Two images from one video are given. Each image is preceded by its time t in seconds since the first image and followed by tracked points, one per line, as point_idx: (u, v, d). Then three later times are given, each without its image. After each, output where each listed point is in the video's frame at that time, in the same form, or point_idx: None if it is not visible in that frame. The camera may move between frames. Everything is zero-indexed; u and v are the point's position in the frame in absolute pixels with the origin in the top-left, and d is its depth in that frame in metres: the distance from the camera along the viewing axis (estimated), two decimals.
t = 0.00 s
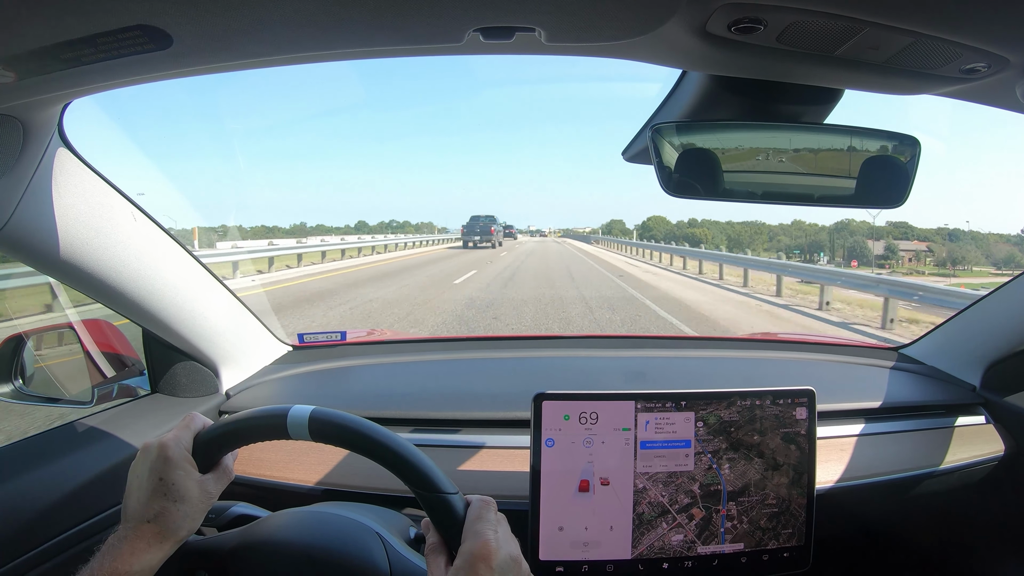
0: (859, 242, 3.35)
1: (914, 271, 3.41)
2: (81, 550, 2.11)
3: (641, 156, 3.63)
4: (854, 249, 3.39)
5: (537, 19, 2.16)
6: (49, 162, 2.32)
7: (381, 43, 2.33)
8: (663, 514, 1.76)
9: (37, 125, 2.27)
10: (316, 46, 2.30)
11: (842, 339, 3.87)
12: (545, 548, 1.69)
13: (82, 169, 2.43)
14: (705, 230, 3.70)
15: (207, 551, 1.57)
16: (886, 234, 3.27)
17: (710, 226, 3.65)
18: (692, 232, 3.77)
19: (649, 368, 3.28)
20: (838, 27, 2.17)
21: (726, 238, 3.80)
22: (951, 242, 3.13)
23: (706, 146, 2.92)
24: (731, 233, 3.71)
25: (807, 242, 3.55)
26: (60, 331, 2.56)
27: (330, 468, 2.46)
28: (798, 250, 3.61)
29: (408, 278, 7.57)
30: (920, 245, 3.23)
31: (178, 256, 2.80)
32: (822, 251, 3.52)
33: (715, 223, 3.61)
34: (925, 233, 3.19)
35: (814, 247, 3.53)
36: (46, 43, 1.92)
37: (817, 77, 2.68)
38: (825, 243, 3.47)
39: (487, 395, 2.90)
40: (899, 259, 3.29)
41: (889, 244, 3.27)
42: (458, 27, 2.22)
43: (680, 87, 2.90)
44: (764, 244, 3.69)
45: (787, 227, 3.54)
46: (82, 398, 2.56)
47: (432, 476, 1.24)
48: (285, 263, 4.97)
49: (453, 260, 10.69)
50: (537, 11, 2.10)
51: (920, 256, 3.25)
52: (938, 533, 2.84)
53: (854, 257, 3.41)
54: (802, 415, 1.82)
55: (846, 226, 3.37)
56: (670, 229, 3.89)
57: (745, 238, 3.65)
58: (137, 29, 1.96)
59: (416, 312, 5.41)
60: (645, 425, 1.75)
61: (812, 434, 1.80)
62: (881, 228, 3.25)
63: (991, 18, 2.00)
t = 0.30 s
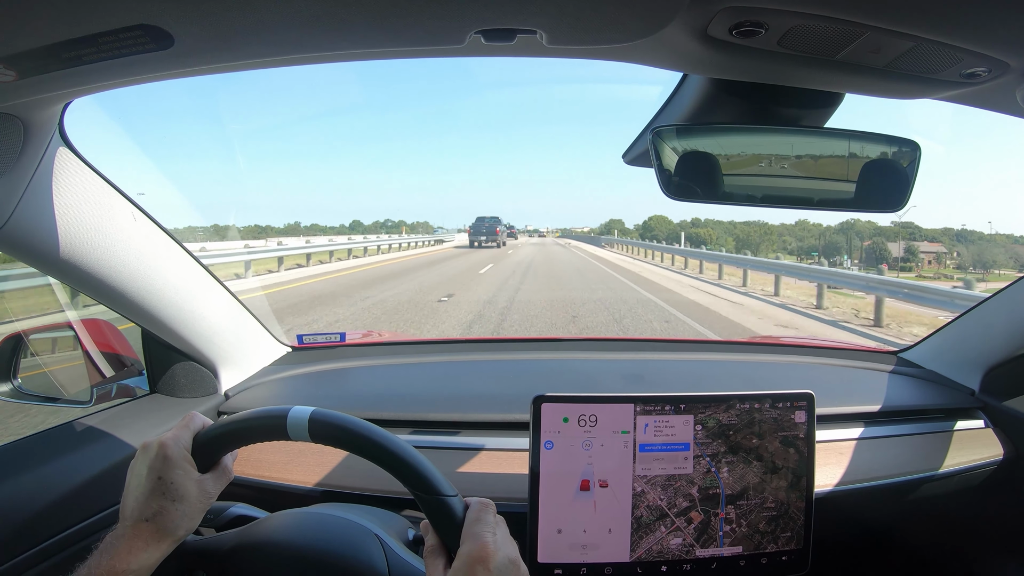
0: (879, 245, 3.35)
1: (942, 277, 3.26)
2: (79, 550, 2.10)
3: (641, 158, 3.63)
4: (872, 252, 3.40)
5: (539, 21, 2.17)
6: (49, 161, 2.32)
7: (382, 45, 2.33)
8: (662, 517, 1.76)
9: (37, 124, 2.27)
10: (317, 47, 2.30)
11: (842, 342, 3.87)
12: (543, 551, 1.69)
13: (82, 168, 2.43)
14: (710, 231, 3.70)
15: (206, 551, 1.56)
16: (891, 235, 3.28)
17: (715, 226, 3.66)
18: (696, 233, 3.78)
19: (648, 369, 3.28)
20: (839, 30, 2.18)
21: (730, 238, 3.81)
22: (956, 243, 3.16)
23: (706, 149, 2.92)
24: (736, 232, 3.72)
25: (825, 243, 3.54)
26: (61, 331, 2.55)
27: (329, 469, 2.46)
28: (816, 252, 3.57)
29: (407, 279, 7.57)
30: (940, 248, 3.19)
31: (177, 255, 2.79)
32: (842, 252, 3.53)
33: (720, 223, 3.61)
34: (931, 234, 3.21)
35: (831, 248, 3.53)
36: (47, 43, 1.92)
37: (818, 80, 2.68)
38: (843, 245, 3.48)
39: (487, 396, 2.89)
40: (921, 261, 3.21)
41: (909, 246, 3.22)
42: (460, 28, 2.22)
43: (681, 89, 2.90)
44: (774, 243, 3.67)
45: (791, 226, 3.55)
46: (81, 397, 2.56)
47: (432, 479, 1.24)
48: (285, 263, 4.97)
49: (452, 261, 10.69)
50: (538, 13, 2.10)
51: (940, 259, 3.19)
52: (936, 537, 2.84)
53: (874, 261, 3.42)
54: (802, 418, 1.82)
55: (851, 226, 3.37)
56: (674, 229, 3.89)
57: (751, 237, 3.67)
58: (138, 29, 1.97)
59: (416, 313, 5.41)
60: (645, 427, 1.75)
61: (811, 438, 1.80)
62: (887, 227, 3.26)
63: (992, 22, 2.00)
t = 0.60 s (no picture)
0: (899, 245, 3.27)
1: (977, 281, 3.16)
2: (78, 550, 2.10)
3: (641, 157, 3.63)
4: (892, 253, 3.30)
5: (538, 20, 2.17)
6: (48, 161, 2.32)
7: (382, 44, 2.33)
8: (661, 517, 1.76)
9: (37, 124, 2.28)
10: (316, 47, 2.30)
11: (842, 341, 3.87)
12: (543, 550, 1.69)
13: (81, 168, 2.43)
14: (715, 229, 3.71)
15: (205, 551, 1.56)
16: (900, 234, 3.31)
17: (720, 224, 3.67)
18: (700, 233, 3.80)
19: (648, 369, 3.28)
20: (839, 29, 2.18)
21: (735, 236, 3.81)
22: (964, 242, 3.14)
23: (706, 149, 2.92)
24: (740, 230, 3.75)
25: (842, 244, 3.44)
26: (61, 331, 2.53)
27: (329, 468, 2.46)
28: (837, 253, 3.44)
29: (407, 279, 7.57)
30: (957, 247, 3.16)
31: (177, 255, 2.80)
32: (861, 254, 3.42)
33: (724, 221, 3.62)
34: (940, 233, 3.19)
35: (850, 250, 3.42)
36: (46, 43, 1.92)
37: (818, 80, 2.68)
38: (861, 246, 3.38)
39: (487, 396, 2.90)
40: (943, 262, 3.17)
41: (932, 245, 3.19)
42: (459, 28, 2.22)
43: (681, 88, 2.90)
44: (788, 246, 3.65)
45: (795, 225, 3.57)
46: (81, 397, 2.52)
47: (432, 479, 1.24)
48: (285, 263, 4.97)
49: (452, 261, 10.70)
50: (538, 12, 2.10)
51: (962, 260, 3.16)
52: (937, 536, 2.84)
53: (895, 263, 3.29)
54: (802, 417, 1.82)
55: (858, 225, 3.36)
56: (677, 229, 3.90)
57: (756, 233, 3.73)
58: (137, 29, 1.97)
59: (416, 313, 5.42)
60: (645, 426, 1.75)
61: (811, 437, 1.80)
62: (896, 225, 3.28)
63: (991, 21, 2.00)
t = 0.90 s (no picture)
0: (925, 244, 3.26)
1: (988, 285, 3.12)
2: (79, 551, 2.11)
3: (641, 157, 3.63)
4: (914, 253, 3.31)
5: (538, 20, 2.17)
6: (48, 162, 2.32)
7: (384, 44, 2.33)
8: (662, 517, 1.76)
9: (37, 125, 2.27)
10: (315, 47, 2.30)
11: (842, 340, 3.87)
12: (544, 549, 1.69)
13: (82, 168, 2.43)
14: (720, 228, 3.71)
15: (206, 552, 1.56)
16: (907, 233, 3.32)
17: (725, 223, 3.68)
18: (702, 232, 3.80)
19: (649, 368, 3.29)
20: (839, 28, 2.17)
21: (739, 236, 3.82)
22: (965, 241, 3.14)
23: (706, 148, 2.92)
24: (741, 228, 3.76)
25: (862, 245, 3.48)
26: (61, 332, 2.58)
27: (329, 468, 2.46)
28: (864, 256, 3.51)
29: (406, 279, 7.57)
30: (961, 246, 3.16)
31: (177, 255, 2.79)
32: (882, 254, 3.46)
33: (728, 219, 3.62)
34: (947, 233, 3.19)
35: (870, 251, 3.50)
36: (46, 43, 1.92)
37: (819, 78, 2.68)
38: (879, 246, 3.43)
39: (487, 396, 2.90)
40: (966, 264, 3.16)
41: (954, 246, 3.18)
42: (460, 27, 2.22)
43: (681, 87, 2.90)
44: (799, 247, 3.70)
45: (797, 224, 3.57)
46: (82, 398, 2.54)
47: (433, 478, 1.24)
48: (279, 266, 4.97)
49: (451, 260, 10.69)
50: (538, 11, 2.10)
51: (984, 263, 3.10)
52: (937, 535, 2.84)
53: (918, 263, 3.31)
54: (803, 416, 1.82)
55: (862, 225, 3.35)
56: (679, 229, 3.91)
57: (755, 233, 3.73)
58: (137, 29, 1.97)
59: (416, 313, 5.42)
60: (645, 426, 1.75)
61: (812, 436, 1.80)
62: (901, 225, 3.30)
63: (992, 19, 1.99)
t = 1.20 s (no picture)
0: (949, 245, 3.16)
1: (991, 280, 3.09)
2: (79, 552, 2.11)
3: (641, 158, 3.63)
4: (939, 253, 3.18)
5: (538, 21, 2.17)
6: (49, 162, 2.32)
7: (383, 44, 2.33)
8: (662, 518, 1.76)
9: (38, 125, 2.28)
10: (314, 48, 2.30)
11: (842, 341, 3.87)
12: (544, 550, 1.69)
13: (82, 169, 2.43)
14: (725, 227, 3.70)
15: (205, 553, 1.56)
16: (915, 233, 3.27)
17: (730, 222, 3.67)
18: (704, 231, 3.77)
19: (648, 369, 3.28)
20: (839, 29, 2.17)
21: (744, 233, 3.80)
22: (982, 240, 3.05)
23: (705, 149, 2.93)
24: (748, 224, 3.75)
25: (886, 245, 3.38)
26: (61, 332, 2.60)
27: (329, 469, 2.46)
28: (893, 258, 3.38)
29: (406, 279, 7.56)
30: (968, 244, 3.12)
31: (177, 256, 2.79)
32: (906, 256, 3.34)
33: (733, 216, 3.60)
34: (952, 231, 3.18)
35: (894, 252, 3.37)
36: (46, 44, 1.92)
37: (819, 79, 2.68)
38: (904, 247, 3.31)
39: (487, 397, 2.90)
40: (996, 266, 3.03)
41: (982, 247, 3.06)
42: (460, 28, 2.22)
43: (681, 88, 2.90)
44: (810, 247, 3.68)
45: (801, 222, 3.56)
46: (82, 399, 2.57)
47: (431, 477, 1.25)
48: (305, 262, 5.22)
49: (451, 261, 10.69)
50: (538, 12, 2.10)
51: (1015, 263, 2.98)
52: (937, 536, 2.84)
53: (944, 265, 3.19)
54: (802, 417, 1.82)
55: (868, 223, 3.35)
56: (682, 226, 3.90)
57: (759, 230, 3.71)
58: (138, 30, 1.97)
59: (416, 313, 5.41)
60: (645, 427, 1.75)
61: (811, 436, 1.80)
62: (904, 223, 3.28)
63: (992, 20, 1.99)
